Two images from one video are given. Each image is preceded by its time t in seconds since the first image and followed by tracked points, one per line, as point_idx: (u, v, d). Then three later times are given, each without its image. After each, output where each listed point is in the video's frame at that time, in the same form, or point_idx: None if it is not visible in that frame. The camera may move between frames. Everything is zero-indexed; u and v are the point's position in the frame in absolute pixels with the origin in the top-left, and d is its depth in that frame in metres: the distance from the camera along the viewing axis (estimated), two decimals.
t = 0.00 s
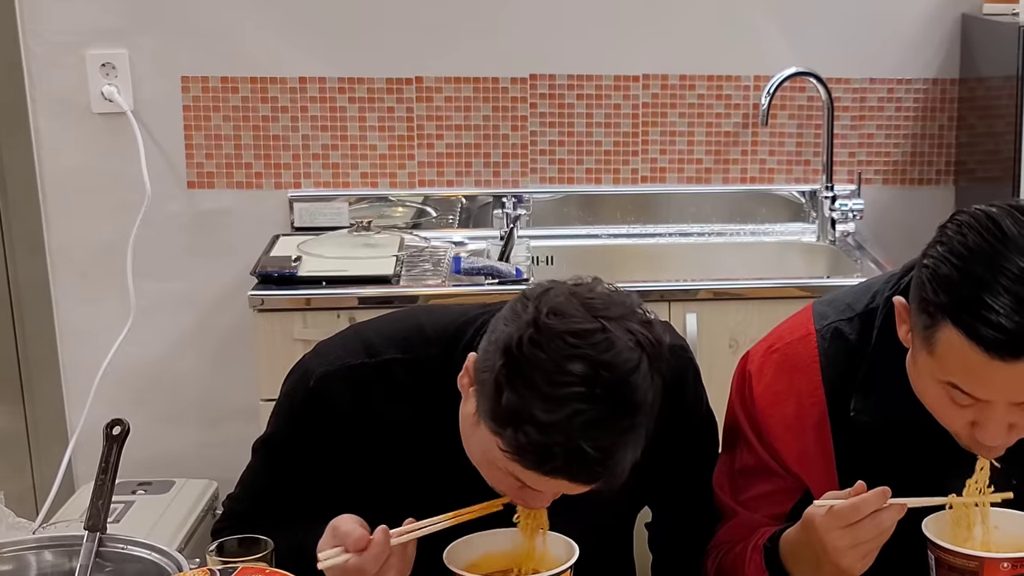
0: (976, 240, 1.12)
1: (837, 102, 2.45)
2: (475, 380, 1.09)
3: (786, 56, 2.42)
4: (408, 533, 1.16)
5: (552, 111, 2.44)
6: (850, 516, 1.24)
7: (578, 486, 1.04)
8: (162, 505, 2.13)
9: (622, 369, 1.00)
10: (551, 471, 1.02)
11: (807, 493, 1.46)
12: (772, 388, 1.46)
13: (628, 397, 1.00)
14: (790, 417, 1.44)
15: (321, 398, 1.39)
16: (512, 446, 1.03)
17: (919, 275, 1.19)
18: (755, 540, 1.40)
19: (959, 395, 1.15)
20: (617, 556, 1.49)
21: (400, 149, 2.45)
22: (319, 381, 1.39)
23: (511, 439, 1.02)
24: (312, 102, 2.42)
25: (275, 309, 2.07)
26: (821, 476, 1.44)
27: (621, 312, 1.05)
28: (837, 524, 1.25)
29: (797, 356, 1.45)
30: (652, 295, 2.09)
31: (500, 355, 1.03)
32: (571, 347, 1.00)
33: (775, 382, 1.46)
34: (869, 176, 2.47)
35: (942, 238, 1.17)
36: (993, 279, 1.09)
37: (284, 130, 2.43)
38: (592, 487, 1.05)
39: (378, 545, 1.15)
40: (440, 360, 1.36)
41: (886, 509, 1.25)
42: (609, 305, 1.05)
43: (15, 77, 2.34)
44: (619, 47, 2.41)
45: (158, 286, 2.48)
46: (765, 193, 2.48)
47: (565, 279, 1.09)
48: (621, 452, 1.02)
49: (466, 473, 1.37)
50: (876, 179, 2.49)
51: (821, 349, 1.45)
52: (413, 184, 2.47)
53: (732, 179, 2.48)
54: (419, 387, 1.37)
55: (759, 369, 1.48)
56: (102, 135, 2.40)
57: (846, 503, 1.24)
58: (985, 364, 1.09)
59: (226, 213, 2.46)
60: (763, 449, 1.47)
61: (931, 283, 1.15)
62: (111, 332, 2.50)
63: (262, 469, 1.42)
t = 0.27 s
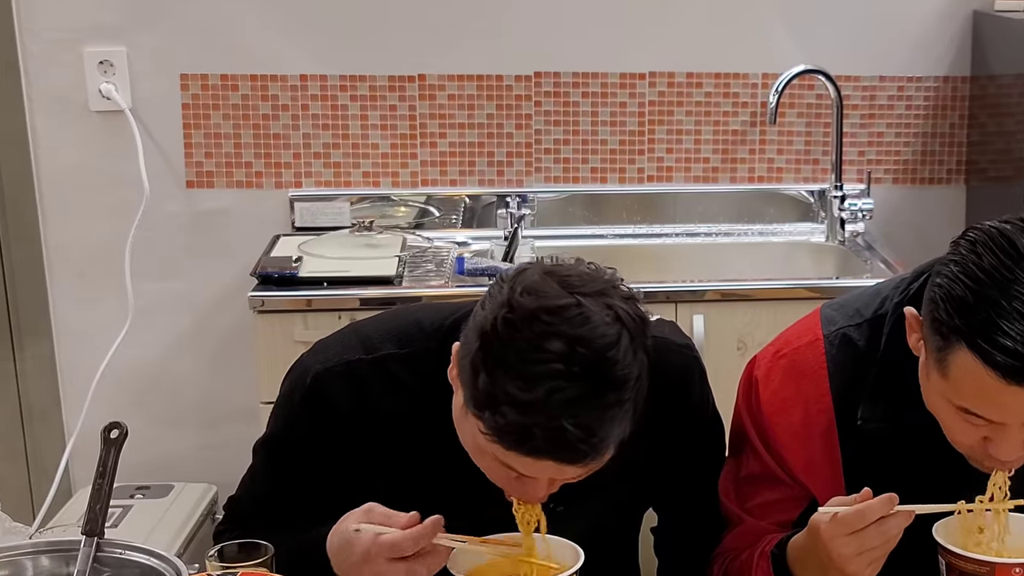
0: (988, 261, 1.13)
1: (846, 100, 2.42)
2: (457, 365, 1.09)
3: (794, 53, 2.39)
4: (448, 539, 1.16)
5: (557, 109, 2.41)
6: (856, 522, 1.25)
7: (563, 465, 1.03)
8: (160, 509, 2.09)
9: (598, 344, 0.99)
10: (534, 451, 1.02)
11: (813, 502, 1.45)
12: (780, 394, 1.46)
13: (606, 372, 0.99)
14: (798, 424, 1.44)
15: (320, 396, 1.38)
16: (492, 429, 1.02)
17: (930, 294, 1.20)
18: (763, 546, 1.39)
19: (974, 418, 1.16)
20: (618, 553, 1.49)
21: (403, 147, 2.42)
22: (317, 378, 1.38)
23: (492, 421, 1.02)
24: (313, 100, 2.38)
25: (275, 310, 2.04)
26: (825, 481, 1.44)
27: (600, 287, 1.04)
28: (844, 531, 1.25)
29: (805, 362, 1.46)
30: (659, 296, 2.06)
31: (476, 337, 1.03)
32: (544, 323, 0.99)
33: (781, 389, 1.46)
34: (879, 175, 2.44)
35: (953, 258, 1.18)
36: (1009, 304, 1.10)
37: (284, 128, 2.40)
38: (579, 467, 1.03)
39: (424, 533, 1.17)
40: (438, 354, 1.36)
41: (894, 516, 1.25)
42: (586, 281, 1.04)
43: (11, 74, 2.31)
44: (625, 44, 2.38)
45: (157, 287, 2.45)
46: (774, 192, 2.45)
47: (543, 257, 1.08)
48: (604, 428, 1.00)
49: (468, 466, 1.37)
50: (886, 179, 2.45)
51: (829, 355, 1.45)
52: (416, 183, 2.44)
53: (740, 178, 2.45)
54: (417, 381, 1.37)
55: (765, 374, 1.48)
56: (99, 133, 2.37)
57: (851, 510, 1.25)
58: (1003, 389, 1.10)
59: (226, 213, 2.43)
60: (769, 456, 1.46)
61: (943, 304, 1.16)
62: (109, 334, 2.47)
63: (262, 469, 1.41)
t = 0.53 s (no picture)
0: (1001, 259, 1.11)
1: (856, 98, 2.39)
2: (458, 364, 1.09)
3: (802, 50, 2.36)
4: (442, 550, 1.14)
5: (562, 107, 2.37)
6: (868, 529, 1.22)
7: (563, 467, 1.03)
8: (159, 513, 2.06)
9: (602, 343, 1.00)
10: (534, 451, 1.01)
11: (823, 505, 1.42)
12: (788, 396, 1.42)
13: (609, 371, 1.00)
14: (807, 427, 1.41)
15: (320, 397, 1.35)
16: (493, 427, 1.02)
17: (942, 295, 1.17)
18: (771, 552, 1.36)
19: (985, 420, 1.12)
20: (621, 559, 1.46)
21: (406, 146, 2.39)
22: (317, 378, 1.35)
23: (493, 419, 1.02)
24: (315, 98, 2.35)
25: (275, 312, 2.00)
26: (834, 485, 1.41)
27: (605, 288, 1.05)
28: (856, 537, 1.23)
29: (813, 362, 1.43)
30: (666, 297, 2.03)
31: (480, 334, 1.03)
32: (549, 320, 1.00)
33: (790, 391, 1.43)
34: (890, 174, 2.41)
35: (966, 257, 1.16)
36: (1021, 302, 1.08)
37: (285, 127, 2.36)
38: (579, 469, 1.03)
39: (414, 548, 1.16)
40: (440, 354, 1.34)
41: (907, 522, 1.22)
42: (591, 281, 1.05)
43: (7, 72, 2.27)
44: (632, 41, 2.35)
45: (155, 288, 2.42)
46: (782, 191, 2.41)
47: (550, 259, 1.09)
48: (605, 429, 1.00)
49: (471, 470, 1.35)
50: (896, 177, 2.42)
51: (838, 356, 1.42)
52: (419, 182, 2.41)
53: (748, 178, 2.42)
54: (419, 383, 1.34)
55: (773, 376, 1.45)
56: (97, 132, 2.34)
57: (864, 517, 1.22)
58: (1015, 388, 1.07)
59: (226, 213, 2.40)
60: (778, 459, 1.43)
61: (954, 302, 1.13)
62: (106, 335, 2.44)
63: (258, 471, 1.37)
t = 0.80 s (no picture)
0: (1010, 262, 1.07)
1: (866, 96, 2.36)
2: (497, 366, 1.05)
3: (810, 48, 2.33)
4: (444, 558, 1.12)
5: (567, 105, 2.34)
6: (875, 535, 1.22)
7: (603, 478, 1.01)
8: (158, 518, 2.03)
9: (658, 357, 0.98)
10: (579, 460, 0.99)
11: (830, 510, 1.40)
12: (797, 399, 1.39)
13: (663, 386, 0.98)
14: (815, 431, 1.37)
15: (319, 402, 1.32)
16: (538, 432, 0.99)
17: (950, 297, 1.13)
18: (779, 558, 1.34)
19: (994, 426, 1.09)
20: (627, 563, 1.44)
21: (408, 144, 2.35)
22: (317, 383, 1.32)
23: (540, 425, 0.99)
24: (316, 95, 2.32)
25: (276, 313, 1.97)
26: (842, 489, 1.38)
27: (655, 302, 1.03)
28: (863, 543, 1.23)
29: (822, 364, 1.38)
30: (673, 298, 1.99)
31: (531, 337, 1.00)
32: (606, 330, 0.98)
33: (800, 393, 1.39)
34: (900, 173, 2.38)
35: (975, 259, 1.12)
36: None
37: (286, 125, 2.33)
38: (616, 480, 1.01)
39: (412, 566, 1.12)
40: (443, 358, 1.29)
41: (914, 527, 1.22)
42: (643, 294, 1.03)
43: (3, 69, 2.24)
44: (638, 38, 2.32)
45: (154, 289, 2.38)
46: (791, 191, 2.38)
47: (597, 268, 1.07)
48: (652, 443, 0.99)
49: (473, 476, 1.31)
50: (906, 177, 2.39)
51: (848, 358, 1.38)
52: (421, 182, 2.37)
53: (756, 177, 2.39)
54: (421, 387, 1.30)
55: (782, 378, 1.41)
56: (95, 130, 2.30)
57: (870, 523, 1.22)
58: None
59: (225, 213, 2.36)
60: (785, 463, 1.40)
61: (962, 307, 1.10)
62: (104, 337, 2.40)
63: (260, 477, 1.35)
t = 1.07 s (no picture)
0: None
1: (876, 93, 2.33)
2: (513, 373, 1.04)
3: (819, 45, 2.30)
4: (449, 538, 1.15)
5: (572, 103, 2.31)
6: (884, 540, 1.19)
7: (618, 488, 0.99)
8: (156, 523, 2.00)
9: (679, 365, 0.97)
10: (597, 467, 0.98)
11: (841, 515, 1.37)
12: (806, 401, 1.35)
13: (683, 395, 0.97)
14: (824, 433, 1.34)
15: (324, 408, 1.29)
16: (556, 437, 0.98)
17: (963, 281, 1.13)
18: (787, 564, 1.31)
19: (1006, 411, 1.08)
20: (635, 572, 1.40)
21: (411, 143, 2.32)
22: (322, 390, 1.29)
23: (559, 429, 0.97)
24: (317, 93, 2.29)
25: (276, 315, 1.94)
26: (852, 493, 1.34)
27: (676, 314, 1.03)
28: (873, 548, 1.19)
29: (831, 365, 1.35)
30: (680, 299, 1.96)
31: (553, 342, 1.00)
32: (628, 335, 0.97)
33: (809, 395, 1.35)
34: (912, 172, 2.35)
35: (988, 243, 1.11)
36: None
37: (286, 123, 2.30)
38: (632, 490, 1.00)
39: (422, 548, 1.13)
40: (453, 365, 1.27)
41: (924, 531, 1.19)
42: (664, 306, 1.03)
43: None
44: (644, 34, 2.28)
45: (152, 289, 2.35)
46: (800, 190, 2.35)
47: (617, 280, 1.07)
48: (670, 452, 0.98)
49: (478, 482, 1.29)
50: (917, 176, 2.36)
51: (857, 359, 1.34)
52: (424, 181, 2.34)
53: (764, 176, 2.36)
54: (428, 393, 1.28)
55: (790, 380, 1.38)
56: (92, 128, 2.27)
57: (880, 528, 1.19)
58: None
59: (225, 212, 2.33)
60: (794, 467, 1.37)
61: (976, 290, 1.09)
62: (101, 338, 2.37)
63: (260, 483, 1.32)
